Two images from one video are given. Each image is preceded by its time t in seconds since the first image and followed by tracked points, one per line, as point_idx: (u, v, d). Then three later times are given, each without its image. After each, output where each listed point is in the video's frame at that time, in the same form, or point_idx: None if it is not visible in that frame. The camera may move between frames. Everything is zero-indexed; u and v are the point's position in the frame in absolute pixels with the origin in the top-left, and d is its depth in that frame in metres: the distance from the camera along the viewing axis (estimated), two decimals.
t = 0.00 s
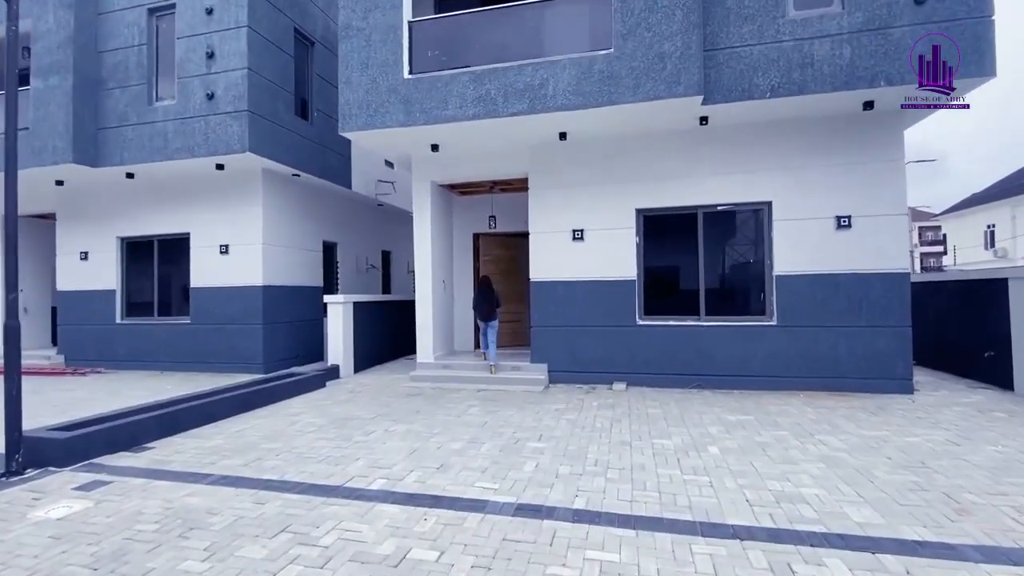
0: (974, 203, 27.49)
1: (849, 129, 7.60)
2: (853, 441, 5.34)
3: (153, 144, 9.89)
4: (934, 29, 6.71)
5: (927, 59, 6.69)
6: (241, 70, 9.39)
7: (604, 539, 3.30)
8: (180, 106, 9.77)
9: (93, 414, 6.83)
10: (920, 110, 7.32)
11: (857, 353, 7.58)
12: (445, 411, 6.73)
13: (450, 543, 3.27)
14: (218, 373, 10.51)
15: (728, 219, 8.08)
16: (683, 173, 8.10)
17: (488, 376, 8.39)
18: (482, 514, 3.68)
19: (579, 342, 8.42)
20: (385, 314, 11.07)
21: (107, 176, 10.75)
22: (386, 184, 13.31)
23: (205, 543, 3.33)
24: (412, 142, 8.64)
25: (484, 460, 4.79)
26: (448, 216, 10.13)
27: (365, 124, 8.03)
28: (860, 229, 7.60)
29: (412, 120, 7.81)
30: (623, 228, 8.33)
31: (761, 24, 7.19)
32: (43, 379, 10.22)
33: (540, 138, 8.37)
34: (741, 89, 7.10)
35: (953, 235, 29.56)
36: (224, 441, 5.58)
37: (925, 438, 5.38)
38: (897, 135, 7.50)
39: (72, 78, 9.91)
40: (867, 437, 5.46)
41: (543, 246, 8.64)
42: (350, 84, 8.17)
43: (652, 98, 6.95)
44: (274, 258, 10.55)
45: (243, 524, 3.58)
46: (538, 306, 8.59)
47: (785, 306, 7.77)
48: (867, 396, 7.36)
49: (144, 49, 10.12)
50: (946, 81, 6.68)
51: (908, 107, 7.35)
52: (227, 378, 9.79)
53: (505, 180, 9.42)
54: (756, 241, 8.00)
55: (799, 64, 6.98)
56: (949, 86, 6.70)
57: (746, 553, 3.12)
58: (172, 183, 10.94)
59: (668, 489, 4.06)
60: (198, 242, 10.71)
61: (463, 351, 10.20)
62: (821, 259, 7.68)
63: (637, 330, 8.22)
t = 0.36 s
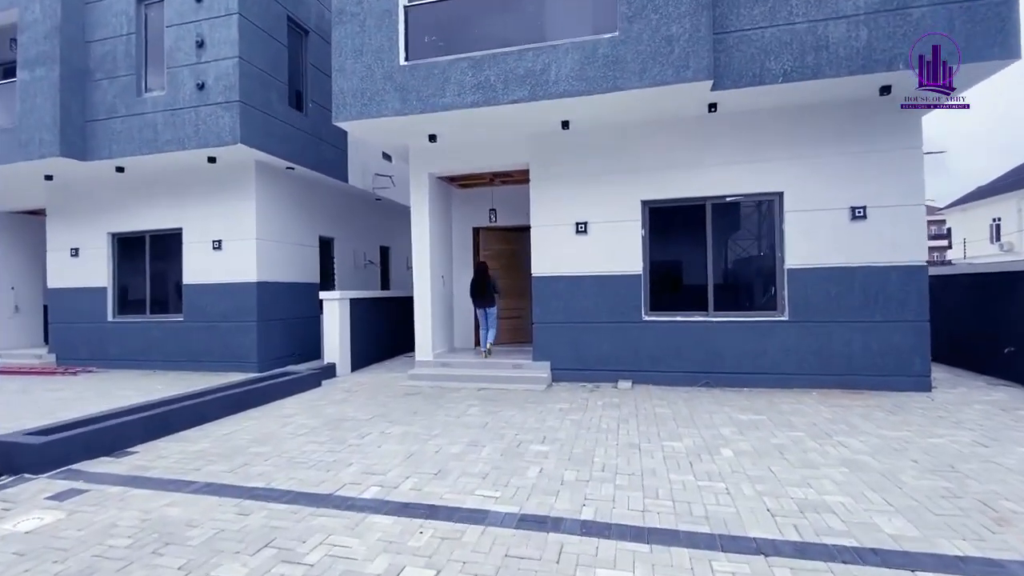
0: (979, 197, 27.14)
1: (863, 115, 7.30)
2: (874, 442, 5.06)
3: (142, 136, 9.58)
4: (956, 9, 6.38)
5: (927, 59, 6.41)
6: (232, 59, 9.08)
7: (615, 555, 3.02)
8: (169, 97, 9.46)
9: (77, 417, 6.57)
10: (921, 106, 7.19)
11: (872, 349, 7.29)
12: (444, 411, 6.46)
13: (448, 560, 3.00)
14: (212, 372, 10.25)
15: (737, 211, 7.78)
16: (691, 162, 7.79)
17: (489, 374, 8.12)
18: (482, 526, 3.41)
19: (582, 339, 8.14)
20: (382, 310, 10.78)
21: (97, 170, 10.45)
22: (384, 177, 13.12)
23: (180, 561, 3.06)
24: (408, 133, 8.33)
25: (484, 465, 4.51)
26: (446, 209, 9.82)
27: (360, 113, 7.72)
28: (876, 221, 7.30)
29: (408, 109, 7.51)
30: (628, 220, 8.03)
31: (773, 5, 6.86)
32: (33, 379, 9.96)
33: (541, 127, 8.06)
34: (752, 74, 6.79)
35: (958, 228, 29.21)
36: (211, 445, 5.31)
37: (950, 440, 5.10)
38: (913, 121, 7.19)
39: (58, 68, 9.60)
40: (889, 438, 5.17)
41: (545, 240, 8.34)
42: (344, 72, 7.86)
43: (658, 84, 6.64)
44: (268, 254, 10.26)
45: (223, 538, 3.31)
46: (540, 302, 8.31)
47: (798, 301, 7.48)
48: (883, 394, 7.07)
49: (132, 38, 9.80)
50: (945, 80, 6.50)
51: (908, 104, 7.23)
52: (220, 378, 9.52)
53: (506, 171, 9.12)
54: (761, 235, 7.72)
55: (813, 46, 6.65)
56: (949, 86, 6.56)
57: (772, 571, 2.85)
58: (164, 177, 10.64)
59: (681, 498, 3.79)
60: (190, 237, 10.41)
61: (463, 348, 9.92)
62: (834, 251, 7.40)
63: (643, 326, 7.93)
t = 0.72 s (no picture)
0: (982, 191, 26.77)
1: (881, 103, 6.93)
2: (900, 451, 4.71)
3: (125, 130, 9.20)
4: None
5: (927, 59, 6.21)
6: (218, 48, 8.70)
7: None
8: (154, 89, 9.08)
9: (53, 424, 6.22)
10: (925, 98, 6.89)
11: (889, 349, 6.94)
12: (440, 417, 6.12)
13: None
14: (201, 374, 9.90)
15: (747, 204, 7.42)
16: (698, 154, 7.43)
17: (487, 377, 7.78)
18: (478, 553, 3.07)
19: (585, 339, 7.79)
20: (377, 310, 10.44)
21: (80, 165, 10.08)
22: (379, 172, 12.80)
23: None
24: (402, 124, 7.96)
25: (481, 479, 4.17)
26: (443, 204, 9.45)
27: (351, 103, 7.35)
28: (893, 214, 6.94)
29: (402, 99, 7.14)
30: (632, 215, 7.68)
31: None
32: (15, 382, 9.61)
33: (541, 118, 7.69)
34: (764, 59, 6.41)
35: (961, 223, 28.87)
36: (189, 456, 4.97)
37: (981, 448, 4.76)
38: (933, 109, 6.83)
39: (38, 59, 9.22)
40: (915, 447, 4.83)
41: (546, 236, 7.98)
42: (334, 61, 7.48)
43: (665, 70, 6.27)
44: (259, 251, 9.90)
45: (189, 568, 2.97)
46: (540, 300, 7.96)
47: (811, 299, 7.12)
48: (902, 396, 6.74)
49: (115, 27, 9.42)
50: (943, 79, 6.47)
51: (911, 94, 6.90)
52: (209, 381, 9.17)
53: (504, 164, 8.75)
54: (769, 229, 7.37)
55: (829, 30, 6.28)
56: (952, 86, 6.56)
57: None
58: (150, 172, 10.27)
59: (697, 517, 3.45)
60: (178, 235, 10.05)
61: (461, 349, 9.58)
62: (849, 246, 7.04)
63: (648, 326, 7.59)
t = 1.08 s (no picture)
0: (986, 186, 26.41)
1: (898, 91, 6.63)
2: (928, 457, 4.42)
3: (112, 122, 8.88)
4: None
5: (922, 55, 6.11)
6: (207, 37, 8.38)
7: None
8: (141, 80, 8.77)
9: (31, 430, 5.93)
10: (926, 95, 6.57)
11: (907, 348, 6.64)
12: (437, 421, 5.82)
13: None
14: (192, 375, 9.60)
15: (757, 196, 7.12)
16: (706, 145, 7.13)
17: (487, 377, 7.49)
18: None
19: (589, 338, 7.50)
20: (374, 308, 10.14)
21: (67, 160, 9.77)
22: (376, 168, 12.43)
23: None
24: (398, 114, 7.63)
25: (481, 491, 3.88)
26: (441, 199, 9.13)
27: (344, 92, 7.03)
28: (912, 207, 6.63)
29: (397, 87, 6.82)
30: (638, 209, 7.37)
31: None
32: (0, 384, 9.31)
33: (543, 107, 7.38)
34: (778, 43, 6.09)
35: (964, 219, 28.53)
36: (171, 465, 4.67)
37: (1014, 454, 4.46)
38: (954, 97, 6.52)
39: (21, 49, 8.90)
40: (943, 453, 4.54)
41: (548, 231, 7.67)
42: (327, 48, 7.16)
43: (674, 55, 5.96)
44: (251, 248, 9.60)
45: None
46: (542, 298, 7.66)
47: (825, 296, 6.82)
48: (921, 398, 6.44)
49: (101, 16, 9.11)
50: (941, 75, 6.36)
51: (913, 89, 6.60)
52: (199, 382, 8.88)
53: (505, 157, 8.42)
54: (774, 223, 7.08)
55: (846, 12, 5.97)
56: (952, 86, 6.46)
57: None
58: (139, 167, 9.95)
59: (717, 536, 3.16)
60: (168, 231, 9.74)
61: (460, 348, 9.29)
62: (866, 240, 6.73)
63: (655, 325, 7.29)
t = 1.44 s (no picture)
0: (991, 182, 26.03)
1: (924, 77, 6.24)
2: (973, 472, 4.04)
3: (93, 114, 8.46)
4: None
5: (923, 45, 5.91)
6: (192, 24, 7.96)
7: None
8: (124, 69, 8.34)
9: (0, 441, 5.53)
10: (926, 95, 6.25)
11: (935, 350, 6.26)
12: (435, 430, 5.43)
13: None
14: (180, 378, 9.20)
15: (773, 189, 6.72)
16: (720, 134, 6.73)
17: (488, 381, 7.10)
18: None
19: (595, 340, 7.11)
20: (370, 308, 9.74)
21: (48, 154, 9.34)
22: (372, 162, 12.05)
23: None
24: (394, 104, 7.22)
25: (483, 514, 3.48)
26: (439, 195, 8.72)
27: (335, 80, 6.62)
28: (940, 200, 6.23)
29: (392, 74, 6.41)
30: (647, 203, 6.97)
31: None
32: None
33: (547, 95, 6.97)
34: (799, 24, 5.68)
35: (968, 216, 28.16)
36: (145, 483, 4.28)
37: None
38: (984, 82, 6.12)
39: None
40: (989, 466, 4.15)
41: (552, 227, 7.27)
42: (317, 34, 6.75)
43: (688, 37, 5.56)
44: (241, 246, 9.19)
45: None
46: (547, 297, 7.27)
47: (847, 295, 6.43)
48: (950, 403, 6.06)
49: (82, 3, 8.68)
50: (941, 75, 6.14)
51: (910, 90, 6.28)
52: (187, 386, 8.48)
53: (506, 150, 8.01)
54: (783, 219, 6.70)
55: None
56: (952, 86, 6.18)
57: None
58: (124, 162, 9.52)
59: (755, 571, 2.77)
60: (155, 229, 9.33)
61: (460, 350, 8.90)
62: (890, 236, 6.34)
63: (665, 326, 6.90)
